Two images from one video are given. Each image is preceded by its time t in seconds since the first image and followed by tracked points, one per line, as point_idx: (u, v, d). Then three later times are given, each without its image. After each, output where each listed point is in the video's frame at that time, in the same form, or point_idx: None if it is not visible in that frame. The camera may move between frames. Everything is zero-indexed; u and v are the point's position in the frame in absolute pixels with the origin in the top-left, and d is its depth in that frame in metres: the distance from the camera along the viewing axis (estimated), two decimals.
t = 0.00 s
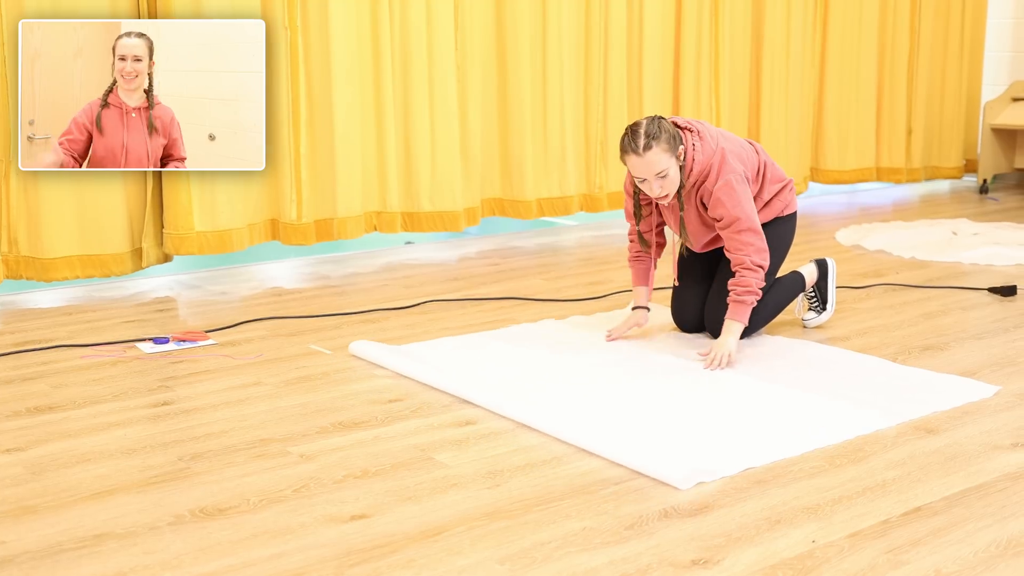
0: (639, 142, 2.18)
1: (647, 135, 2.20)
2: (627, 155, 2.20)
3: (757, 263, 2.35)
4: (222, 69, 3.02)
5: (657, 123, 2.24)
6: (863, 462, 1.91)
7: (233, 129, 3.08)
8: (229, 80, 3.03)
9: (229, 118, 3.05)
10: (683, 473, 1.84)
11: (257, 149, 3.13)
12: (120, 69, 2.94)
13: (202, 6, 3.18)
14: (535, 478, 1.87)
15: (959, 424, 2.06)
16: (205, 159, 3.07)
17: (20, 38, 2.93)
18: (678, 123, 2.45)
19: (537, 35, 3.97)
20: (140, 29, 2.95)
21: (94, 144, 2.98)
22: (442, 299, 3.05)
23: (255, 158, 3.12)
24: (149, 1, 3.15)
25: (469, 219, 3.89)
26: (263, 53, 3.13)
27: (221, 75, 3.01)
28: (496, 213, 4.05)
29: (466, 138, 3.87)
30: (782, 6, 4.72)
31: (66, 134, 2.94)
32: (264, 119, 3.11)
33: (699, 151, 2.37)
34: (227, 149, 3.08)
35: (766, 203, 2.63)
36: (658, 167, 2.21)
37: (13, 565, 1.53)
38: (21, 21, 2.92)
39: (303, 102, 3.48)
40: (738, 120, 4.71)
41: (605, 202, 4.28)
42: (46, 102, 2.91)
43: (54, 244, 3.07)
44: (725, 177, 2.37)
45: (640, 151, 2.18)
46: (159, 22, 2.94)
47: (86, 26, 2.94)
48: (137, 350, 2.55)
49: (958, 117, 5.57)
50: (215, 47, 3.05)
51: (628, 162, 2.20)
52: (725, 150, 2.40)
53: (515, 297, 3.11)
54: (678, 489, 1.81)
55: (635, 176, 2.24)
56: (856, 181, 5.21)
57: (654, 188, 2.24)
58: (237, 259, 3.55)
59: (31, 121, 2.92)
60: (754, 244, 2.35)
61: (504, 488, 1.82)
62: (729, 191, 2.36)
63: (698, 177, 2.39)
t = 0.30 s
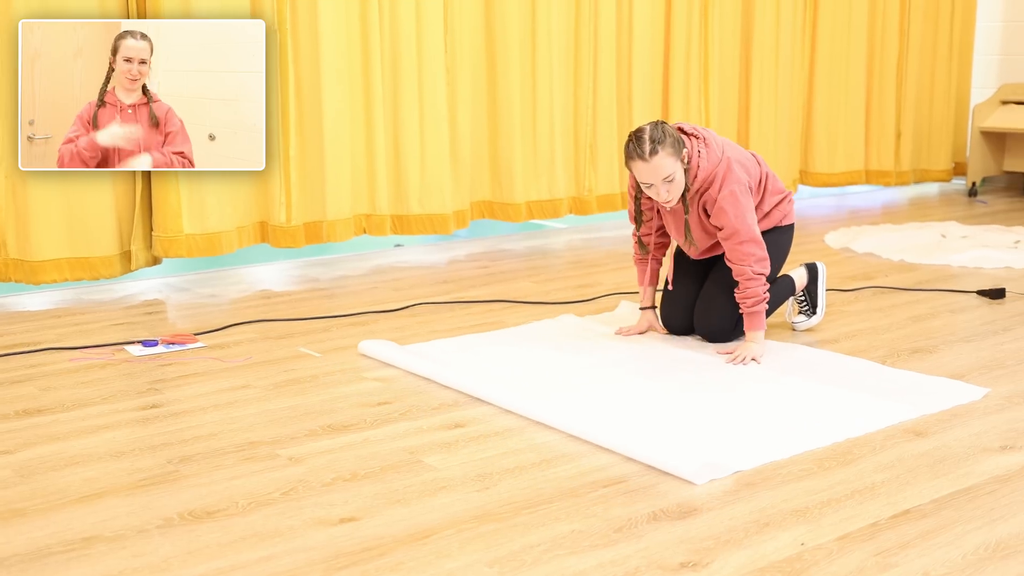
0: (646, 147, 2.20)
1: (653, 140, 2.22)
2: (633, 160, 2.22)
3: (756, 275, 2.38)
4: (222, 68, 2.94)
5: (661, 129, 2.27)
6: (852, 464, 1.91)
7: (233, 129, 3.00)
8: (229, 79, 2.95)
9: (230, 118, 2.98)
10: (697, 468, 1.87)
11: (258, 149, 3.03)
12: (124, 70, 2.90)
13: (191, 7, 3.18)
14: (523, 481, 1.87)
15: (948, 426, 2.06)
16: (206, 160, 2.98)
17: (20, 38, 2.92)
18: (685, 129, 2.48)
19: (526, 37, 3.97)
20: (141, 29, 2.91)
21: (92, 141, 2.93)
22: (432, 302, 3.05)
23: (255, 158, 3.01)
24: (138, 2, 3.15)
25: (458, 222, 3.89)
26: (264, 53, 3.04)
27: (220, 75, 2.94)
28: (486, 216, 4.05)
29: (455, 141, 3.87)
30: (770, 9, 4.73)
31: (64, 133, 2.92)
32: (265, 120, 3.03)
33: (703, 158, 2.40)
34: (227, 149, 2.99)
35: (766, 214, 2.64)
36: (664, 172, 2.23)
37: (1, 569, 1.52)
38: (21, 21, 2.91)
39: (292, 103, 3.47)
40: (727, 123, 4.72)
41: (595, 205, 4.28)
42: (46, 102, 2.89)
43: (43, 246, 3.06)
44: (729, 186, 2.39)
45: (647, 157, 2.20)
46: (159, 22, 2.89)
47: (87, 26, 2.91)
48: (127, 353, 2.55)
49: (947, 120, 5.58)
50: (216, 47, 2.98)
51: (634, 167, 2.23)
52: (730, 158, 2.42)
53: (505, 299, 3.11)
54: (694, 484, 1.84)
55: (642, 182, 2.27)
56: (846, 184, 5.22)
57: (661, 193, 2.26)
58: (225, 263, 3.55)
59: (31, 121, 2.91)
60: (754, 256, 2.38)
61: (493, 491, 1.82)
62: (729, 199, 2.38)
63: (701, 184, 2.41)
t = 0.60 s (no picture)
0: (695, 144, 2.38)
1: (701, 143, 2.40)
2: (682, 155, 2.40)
3: (779, 278, 2.49)
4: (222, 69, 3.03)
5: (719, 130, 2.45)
6: (834, 465, 1.93)
7: (233, 129, 3.09)
8: (230, 80, 3.04)
9: (229, 118, 3.06)
10: (679, 470, 1.88)
11: (257, 149, 3.15)
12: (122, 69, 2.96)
13: (174, 6, 3.16)
14: (508, 482, 1.87)
15: (928, 427, 2.08)
16: (205, 159, 3.06)
17: (20, 38, 2.94)
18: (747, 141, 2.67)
19: (511, 38, 3.97)
20: (140, 28, 2.96)
21: (92, 140, 2.97)
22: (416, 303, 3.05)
23: (255, 157, 3.13)
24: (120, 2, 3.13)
25: (443, 223, 3.89)
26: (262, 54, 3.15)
27: (221, 75, 3.02)
28: (471, 217, 4.06)
29: (440, 142, 3.86)
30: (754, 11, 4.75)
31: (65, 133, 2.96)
32: (264, 119, 3.14)
33: (760, 164, 2.58)
34: (227, 149, 3.09)
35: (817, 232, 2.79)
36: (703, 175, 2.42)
37: None
38: (21, 21, 2.93)
39: (276, 104, 3.46)
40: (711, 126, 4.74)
41: (580, 206, 4.28)
42: (46, 102, 2.93)
43: (23, 248, 3.03)
44: (780, 191, 2.56)
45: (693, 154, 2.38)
46: (160, 22, 2.96)
47: (86, 26, 2.95)
48: (107, 354, 2.53)
49: (929, 123, 5.63)
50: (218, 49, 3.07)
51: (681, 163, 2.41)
52: (785, 169, 2.60)
53: (490, 301, 3.11)
54: (676, 485, 1.85)
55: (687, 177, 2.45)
56: (827, 186, 5.25)
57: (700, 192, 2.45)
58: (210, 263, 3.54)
59: (31, 121, 2.94)
60: (784, 259, 2.51)
61: (477, 493, 1.82)
62: (778, 203, 2.55)
63: (756, 188, 2.58)
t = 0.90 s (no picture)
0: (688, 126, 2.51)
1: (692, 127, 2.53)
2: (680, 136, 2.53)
3: (779, 268, 2.53)
4: (222, 68, 2.92)
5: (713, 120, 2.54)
6: (805, 463, 1.94)
7: (233, 129, 2.97)
8: (229, 79, 2.92)
9: (229, 118, 2.94)
10: (665, 464, 1.90)
11: (258, 149, 3.01)
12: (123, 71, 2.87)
13: (141, 6, 3.12)
14: (482, 484, 1.87)
15: (897, 425, 2.10)
16: (205, 159, 2.96)
17: (21, 38, 2.89)
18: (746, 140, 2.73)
19: (482, 40, 3.97)
20: (141, 29, 2.88)
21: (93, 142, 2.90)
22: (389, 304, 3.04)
23: (255, 158, 3.00)
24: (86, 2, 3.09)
25: (416, 225, 3.88)
26: (264, 55, 3.04)
27: (221, 75, 2.90)
28: (444, 219, 4.05)
29: (413, 144, 3.85)
30: (725, 14, 4.77)
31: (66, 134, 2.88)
32: (265, 119, 3.00)
33: (754, 160, 2.63)
34: (227, 150, 2.96)
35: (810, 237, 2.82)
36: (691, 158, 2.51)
37: None
38: (21, 21, 2.87)
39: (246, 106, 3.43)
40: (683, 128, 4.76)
41: (553, 207, 4.28)
42: (46, 102, 2.84)
43: None
44: (772, 187, 2.61)
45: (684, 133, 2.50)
46: (159, 22, 2.87)
47: (86, 26, 2.87)
48: (75, 359, 2.50)
49: (897, 124, 5.69)
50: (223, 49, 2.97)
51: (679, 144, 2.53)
52: (779, 167, 2.65)
53: (463, 302, 3.11)
54: (662, 480, 1.88)
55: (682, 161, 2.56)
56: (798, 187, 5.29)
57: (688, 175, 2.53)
58: (181, 266, 3.51)
59: (31, 121, 2.85)
60: (782, 251, 2.54)
61: (451, 495, 1.82)
62: (771, 198, 2.59)
63: (748, 183, 2.64)
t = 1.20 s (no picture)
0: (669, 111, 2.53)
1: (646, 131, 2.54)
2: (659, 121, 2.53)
3: (746, 269, 2.54)
4: (222, 67, 2.73)
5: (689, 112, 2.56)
6: (769, 461, 1.95)
7: (233, 129, 2.74)
8: (229, 80, 2.74)
9: (229, 118, 2.73)
10: (632, 462, 1.91)
11: (258, 148, 2.77)
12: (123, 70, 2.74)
13: (101, 6, 3.08)
14: (449, 485, 1.87)
15: (860, 421, 2.13)
16: (204, 160, 2.73)
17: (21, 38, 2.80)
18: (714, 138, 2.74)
19: (447, 41, 3.96)
20: (142, 28, 2.75)
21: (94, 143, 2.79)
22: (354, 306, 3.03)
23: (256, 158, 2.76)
24: (45, 1, 3.04)
25: (381, 226, 3.86)
26: (264, 55, 2.83)
27: (221, 75, 2.72)
28: (410, 220, 4.04)
29: (378, 146, 3.84)
30: (689, 15, 4.79)
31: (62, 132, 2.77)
32: (265, 119, 2.78)
33: (722, 159, 2.65)
34: (227, 149, 2.74)
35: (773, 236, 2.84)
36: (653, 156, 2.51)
37: None
38: (21, 21, 2.78)
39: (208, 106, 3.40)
40: (648, 129, 4.77)
41: (519, 207, 4.28)
42: (46, 103, 2.76)
43: None
44: (740, 187, 2.63)
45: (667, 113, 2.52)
46: (159, 21, 2.71)
47: (87, 26, 2.76)
48: (35, 362, 2.47)
49: (860, 125, 5.74)
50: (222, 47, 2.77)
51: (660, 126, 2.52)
52: (746, 167, 2.67)
53: (428, 303, 3.10)
54: (629, 479, 1.88)
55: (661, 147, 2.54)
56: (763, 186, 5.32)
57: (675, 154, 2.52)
58: (144, 268, 3.46)
59: (31, 121, 2.77)
60: (749, 252, 2.56)
61: (417, 496, 1.82)
62: (740, 198, 2.61)
63: (716, 182, 2.65)
